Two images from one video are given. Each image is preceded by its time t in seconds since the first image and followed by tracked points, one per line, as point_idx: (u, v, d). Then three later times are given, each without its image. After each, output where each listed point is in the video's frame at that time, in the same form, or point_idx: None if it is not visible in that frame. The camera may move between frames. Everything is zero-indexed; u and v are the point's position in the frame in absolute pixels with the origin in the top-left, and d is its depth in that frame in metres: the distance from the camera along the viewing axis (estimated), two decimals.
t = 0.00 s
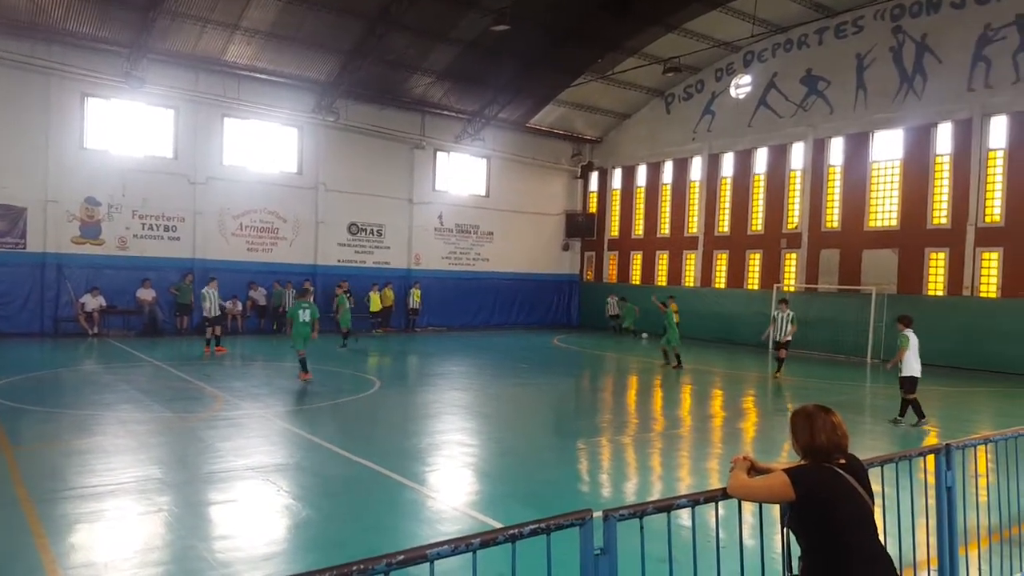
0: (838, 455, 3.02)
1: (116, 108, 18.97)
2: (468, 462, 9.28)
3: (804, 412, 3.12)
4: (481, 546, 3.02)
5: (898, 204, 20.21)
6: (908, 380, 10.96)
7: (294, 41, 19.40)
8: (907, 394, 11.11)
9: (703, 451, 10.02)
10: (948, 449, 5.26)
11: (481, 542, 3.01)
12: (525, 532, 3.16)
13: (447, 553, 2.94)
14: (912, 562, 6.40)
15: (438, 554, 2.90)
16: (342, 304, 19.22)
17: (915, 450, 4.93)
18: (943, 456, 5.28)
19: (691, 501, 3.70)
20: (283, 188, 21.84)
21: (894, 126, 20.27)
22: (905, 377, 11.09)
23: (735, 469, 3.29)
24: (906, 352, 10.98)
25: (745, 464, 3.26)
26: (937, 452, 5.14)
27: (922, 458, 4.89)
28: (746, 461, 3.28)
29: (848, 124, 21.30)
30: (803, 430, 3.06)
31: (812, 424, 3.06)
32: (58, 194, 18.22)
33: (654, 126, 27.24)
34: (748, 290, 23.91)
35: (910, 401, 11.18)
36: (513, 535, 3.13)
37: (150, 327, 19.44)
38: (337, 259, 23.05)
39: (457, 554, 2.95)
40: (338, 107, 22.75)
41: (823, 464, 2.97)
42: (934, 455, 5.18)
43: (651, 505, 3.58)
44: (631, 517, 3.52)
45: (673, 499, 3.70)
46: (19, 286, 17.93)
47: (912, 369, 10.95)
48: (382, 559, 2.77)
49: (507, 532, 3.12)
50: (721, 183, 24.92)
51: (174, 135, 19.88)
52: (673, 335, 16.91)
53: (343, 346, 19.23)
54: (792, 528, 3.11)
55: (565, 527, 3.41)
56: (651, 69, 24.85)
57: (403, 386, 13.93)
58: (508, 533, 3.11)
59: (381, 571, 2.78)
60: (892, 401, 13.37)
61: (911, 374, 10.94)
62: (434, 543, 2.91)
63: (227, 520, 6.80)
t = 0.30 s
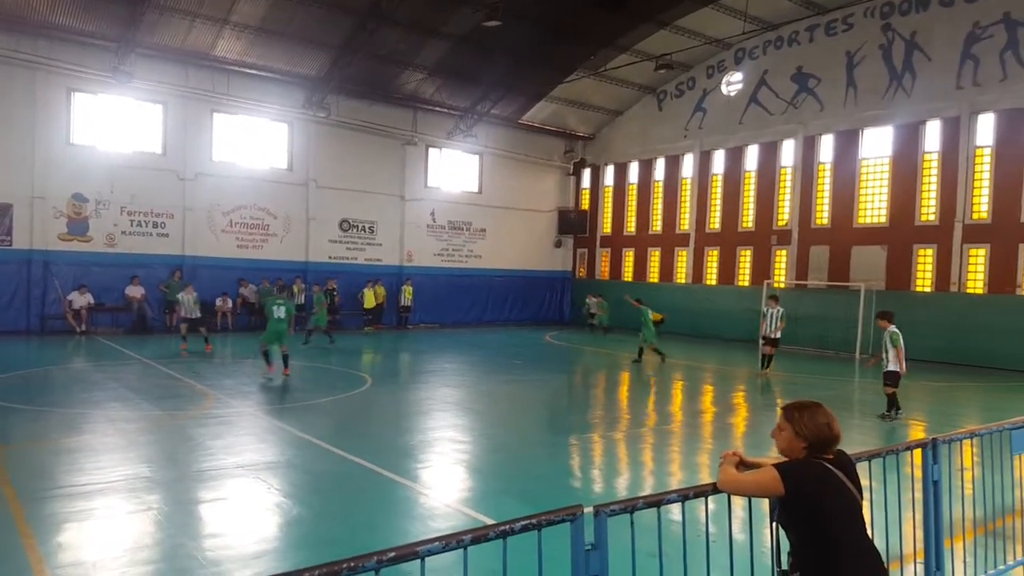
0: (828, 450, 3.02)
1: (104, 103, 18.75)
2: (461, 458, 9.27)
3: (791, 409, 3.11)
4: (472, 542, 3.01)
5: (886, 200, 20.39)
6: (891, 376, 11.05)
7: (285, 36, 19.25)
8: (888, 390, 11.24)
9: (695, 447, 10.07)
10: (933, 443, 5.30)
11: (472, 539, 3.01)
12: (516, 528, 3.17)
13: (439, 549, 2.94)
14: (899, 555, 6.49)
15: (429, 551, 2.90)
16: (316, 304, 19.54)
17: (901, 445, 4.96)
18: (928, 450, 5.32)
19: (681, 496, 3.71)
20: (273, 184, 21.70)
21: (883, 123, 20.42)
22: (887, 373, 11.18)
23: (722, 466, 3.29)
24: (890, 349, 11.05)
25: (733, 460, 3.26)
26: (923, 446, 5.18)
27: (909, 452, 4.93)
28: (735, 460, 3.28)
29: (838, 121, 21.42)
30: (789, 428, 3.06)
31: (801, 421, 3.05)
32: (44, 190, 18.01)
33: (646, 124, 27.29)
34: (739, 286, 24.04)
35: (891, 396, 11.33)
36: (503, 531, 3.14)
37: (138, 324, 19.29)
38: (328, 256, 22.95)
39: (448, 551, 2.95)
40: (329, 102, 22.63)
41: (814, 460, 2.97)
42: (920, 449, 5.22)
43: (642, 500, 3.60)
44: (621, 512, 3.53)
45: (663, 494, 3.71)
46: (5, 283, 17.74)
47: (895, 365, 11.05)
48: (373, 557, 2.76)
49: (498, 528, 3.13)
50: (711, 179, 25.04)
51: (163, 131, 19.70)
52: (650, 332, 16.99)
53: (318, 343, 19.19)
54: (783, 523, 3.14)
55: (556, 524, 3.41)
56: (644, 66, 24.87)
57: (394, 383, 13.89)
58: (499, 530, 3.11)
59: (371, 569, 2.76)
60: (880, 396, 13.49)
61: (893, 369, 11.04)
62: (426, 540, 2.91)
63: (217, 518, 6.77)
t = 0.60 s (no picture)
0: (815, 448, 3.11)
1: (91, 98, 18.69)
2: (448, 454, 9.32)
3: (779, 408, 3.18)
4: (457, 538, 3.08)
5: (870, 201, 20.56)
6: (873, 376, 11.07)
7: (273, 32, 19.24)
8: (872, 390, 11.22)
9: (679, 443, 10.15)
10: (917, 442, 5.34)
11: (457, 535, 3.07)
12: (501, 524, 3.21)
13: (424, 545, 2.99)
14: (881, 552, 6.55)
15: (414, 546, 2.95)
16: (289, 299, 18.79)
17: (884, 442, 5.01)
18: (912, 448, 5.36)
19: (666, 492, 3.73)
20: (262, 180, 21.69)
21: (868, 123, 20.57)
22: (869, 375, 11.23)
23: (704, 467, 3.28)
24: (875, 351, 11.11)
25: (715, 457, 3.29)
26: (906, 444, 5.22)
27: (891, 449, 4.98)
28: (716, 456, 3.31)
29: (823, 121, 21.57)
30: (780, 425, 3.13)
31: (791, 419, 3.13)
32: (32, 185, 17.96)
33: (633, 122, 27.42)
34: (725, 285, 24.19)
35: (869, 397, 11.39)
36: (489, 527, 3.19)
37: (127, 320, 19.27)
38: (317, 253, 22.96)
39: (433, 546, 3.02)
40: (318, 99, 22.63)
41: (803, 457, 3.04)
42: (903, 447, 5.26)
43: (627, 497, 3.63)
44: (607, 508, 3.57)
45: (649, 490, 3.74)
46: None
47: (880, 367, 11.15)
48: (358, 552, 2.79)
49: (483, 524, 3.17)
50: (698, 178, 25.16)
51: (151, 126, 19.66)
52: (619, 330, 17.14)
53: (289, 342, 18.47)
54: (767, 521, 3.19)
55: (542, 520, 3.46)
56: (631, 65, 25.00)
57: (382, 380, 13.93)
58: (484, 526, 3.16)
59: (357, 564, 2.79)
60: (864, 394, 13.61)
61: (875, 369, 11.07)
62: (411, 536, 2.95)
63: (205, 514, 6.79)
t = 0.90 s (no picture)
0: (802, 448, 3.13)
1: (76, 97, 18.48)
2: (438, 455, 9.33)
3: (770, 407, 3.20)
4: (445, 538, 3.07)
5: (855, 200, 20.77)
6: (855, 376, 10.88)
7: (260, 31, 19.14)
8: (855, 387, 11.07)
9: (668, 441, 10.22)
10: (901, 438, 5.39)
11: (445, 535, 3.06)
12: (489, 524, 3.21)
13: (412, 546, 2.97)
14: (866, 548, 6.64)
15: (403, 547, 2.93)
16: (267, 300, 17.81)
17: (869, 440, 5.05)
18: (895, 445, 5.41)
19: (654, 490, 3.74)
20: (249, 180, 21.54)
21: (852, 124, 20.78)
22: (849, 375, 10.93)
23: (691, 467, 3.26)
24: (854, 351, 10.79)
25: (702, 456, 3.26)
26: (890, 441, 5.27)
27: (876, 446, 5.02)
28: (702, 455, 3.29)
29: (809, 122, 21.76)
30: (770, 424, 3.15)
31: (781, 418, 3.15)
32: (16, 185, 17.74)
33: (620, 122, 27.54)
34: (711, 284, 24.36)
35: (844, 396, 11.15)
36: (477, 527, 3.18)
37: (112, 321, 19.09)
38: (304, 253, 22.85)
39: (421, 547, 3.00)
40: (305, 98, 22.53)
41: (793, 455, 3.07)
42: (887, 444, 5.31)
43: (615, 495, 3.64)
44: (594, 507, 3.58)
45: (636, 489, 3.76)
46: None
47: (861, 366, 10.86)
48: (346, 554, 2.77)
49: (471, 524, 3.17)
50: (685, 178, 25.29)
51: (136, 125, 19.48)
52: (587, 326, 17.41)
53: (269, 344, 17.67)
54: (753, 518, 3.20)
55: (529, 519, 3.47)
56: (618, 66, 25.10)
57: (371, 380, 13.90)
58: (473, 526, 3.16)
59: (344, 567, 2.77)
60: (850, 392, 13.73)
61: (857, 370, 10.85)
62: (399, 537, 2.93)
63: (191, 516, 6.76)
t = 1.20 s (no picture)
0: (782, 443, 3.12)
1: (55, 97, 18.22)
2: (423, 455, 9.30)
3: (751, 400, 3.19)
4: (430, 541, 3.00)
5: (837, 198, 20.94)
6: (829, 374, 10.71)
7: (242, 30, 18.99)
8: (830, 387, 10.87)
9: (654, 439, 10.25)
10: (883, 434, 5.41)
11: (430, 537, 3.01)
12: (474, 525, 3.17)
13: (396, 548, 2.92)
14: (848, 543, 6.70)
15: (387, 550, 2.88)
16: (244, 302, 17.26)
17: (852, 436, 5.07)
18: (878, 441, 5.43)
19: (638, 489, 3.72)
20: (230, 180, 21.36)
21: (834, 122, 20.96)
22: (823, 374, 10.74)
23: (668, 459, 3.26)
24: (828, 348, 10.64)
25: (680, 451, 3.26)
26: (873, 437, 5.29)
27: (859, 442, 5.04)
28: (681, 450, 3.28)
29: (791, 121, 21.92)
30: (749, 419, 3.13)
31: (760, 412, 3.13)
32: None
33: (604, 121, 27.60)
34: (695, 282, 24.48)
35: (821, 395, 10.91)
36: (462, 528, 3.13)
37: (92, 324, 18.87)
38: (288, 254, 22.70)
39: (405, 550, 2.94)
40: (288, 97, 22.36)
41: (771, 452, 3.06)
42: (869, 440, 5.33)
43: (600, 495, 3.61)
44: (579, 507, 3.54)
45: (621, 488, 3.73)
46: None
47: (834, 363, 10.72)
48: (329, 557, 2.72)
49: (457, 525, 3.12)
50: (669, 178, 25.39)
51: (116, 126, 19.27)
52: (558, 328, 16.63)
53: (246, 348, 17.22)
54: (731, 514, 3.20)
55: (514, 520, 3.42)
56: (602, 65, 25.16)
57: (356, 381, 13.84)
58: (457, 527, 3.11)
59: (327, 570, 2.72)
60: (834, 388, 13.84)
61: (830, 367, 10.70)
62: (383, 539, 2.88)
63: (174, 520, 6.68)
